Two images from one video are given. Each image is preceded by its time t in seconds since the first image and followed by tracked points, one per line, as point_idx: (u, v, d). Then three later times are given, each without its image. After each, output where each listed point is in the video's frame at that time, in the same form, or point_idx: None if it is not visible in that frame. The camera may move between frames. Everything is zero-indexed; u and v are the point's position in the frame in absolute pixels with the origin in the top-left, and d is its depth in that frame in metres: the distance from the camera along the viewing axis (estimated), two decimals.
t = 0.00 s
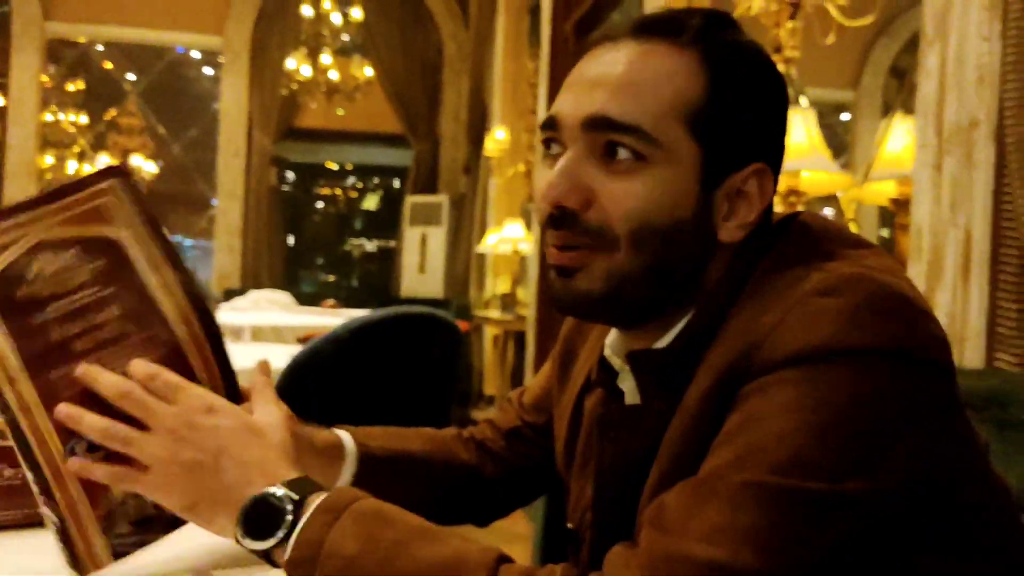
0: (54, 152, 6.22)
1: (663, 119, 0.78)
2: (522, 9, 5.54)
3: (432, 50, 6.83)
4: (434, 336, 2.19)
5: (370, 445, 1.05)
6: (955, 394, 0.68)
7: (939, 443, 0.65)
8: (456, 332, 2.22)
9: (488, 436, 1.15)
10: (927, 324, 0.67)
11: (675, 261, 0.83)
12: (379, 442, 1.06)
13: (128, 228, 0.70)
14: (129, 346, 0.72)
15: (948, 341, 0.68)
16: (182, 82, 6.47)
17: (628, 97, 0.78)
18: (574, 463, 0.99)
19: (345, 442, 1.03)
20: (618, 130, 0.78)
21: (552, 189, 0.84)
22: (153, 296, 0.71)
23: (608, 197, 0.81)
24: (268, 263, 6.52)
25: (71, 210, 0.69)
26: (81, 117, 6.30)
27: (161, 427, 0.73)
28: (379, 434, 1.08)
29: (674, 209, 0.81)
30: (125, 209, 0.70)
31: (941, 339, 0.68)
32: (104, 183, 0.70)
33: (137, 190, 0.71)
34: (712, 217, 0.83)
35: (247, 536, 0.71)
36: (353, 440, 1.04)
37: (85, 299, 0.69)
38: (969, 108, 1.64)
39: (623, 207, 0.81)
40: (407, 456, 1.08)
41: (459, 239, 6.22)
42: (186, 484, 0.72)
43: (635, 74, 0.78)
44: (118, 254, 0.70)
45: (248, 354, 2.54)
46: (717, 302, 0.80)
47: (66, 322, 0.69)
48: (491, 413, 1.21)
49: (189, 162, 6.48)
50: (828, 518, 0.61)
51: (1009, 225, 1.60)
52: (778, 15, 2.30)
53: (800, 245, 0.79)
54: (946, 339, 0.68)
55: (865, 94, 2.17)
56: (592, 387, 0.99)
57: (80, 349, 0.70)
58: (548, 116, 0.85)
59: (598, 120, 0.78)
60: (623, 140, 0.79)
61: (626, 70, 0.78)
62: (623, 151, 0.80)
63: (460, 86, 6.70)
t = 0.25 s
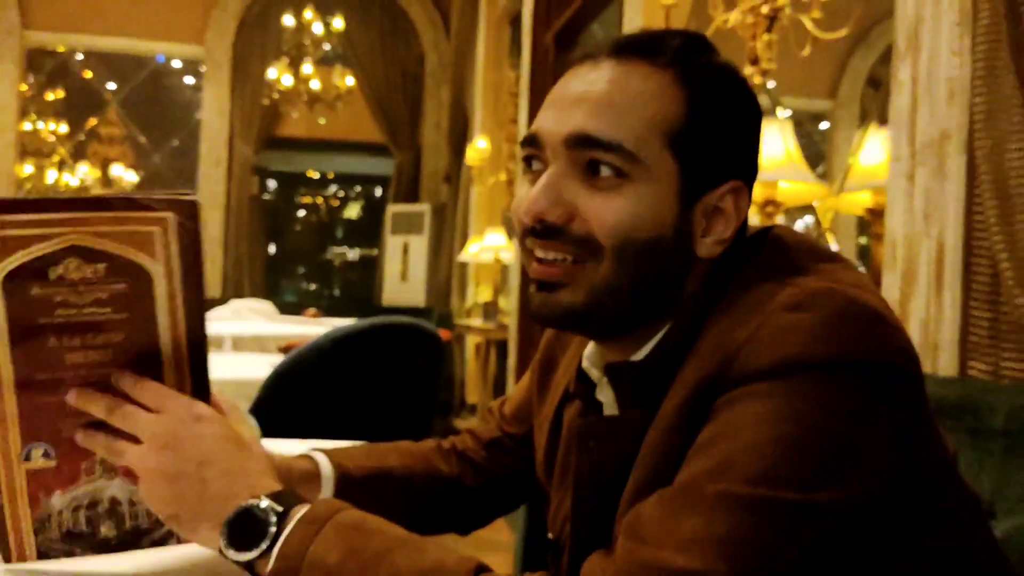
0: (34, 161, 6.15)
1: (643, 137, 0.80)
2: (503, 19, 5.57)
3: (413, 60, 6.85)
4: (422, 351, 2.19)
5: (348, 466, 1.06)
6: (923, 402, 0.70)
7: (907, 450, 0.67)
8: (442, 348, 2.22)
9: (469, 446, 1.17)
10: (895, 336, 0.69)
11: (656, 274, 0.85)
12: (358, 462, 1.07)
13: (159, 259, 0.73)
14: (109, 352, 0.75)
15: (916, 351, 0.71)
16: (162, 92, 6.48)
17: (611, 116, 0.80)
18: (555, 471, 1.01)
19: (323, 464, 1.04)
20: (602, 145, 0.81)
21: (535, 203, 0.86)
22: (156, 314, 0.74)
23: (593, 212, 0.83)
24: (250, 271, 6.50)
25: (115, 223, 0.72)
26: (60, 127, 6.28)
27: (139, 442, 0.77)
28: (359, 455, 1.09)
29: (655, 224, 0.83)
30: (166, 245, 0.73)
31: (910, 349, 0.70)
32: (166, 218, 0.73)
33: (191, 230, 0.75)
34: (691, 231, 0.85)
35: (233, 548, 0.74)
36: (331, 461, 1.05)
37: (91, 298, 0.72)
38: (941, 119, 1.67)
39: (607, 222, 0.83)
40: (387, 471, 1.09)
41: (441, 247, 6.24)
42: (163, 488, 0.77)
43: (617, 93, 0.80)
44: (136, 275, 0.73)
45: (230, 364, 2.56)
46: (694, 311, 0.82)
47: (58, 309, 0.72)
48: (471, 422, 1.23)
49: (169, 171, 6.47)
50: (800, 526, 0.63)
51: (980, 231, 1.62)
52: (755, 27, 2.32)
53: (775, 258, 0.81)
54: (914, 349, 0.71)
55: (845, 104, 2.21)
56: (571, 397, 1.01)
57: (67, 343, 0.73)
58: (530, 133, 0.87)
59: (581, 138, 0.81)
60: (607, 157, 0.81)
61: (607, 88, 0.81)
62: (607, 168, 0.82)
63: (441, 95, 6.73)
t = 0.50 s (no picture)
0: (15, 168, 6.21)
1: (653, 148, 0.80)
2: (487, 26, 5.59)
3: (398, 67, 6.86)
4: (397, 355, 2.21)
5: (333, 475, 1.05)
6: (898, 410, 0.71)
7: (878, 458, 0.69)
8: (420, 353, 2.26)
9: (454, 454, 1.17)
10: (874, 344, 0.70)
11: (666, 283, 0.85)
12: (343, 471, 1.07)
13: (90, 242, 0.71)
14: (85, 346, 0.72)
15: (894, 360, 0.72)
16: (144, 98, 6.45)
17: (624, 127, 0.80)
18: (539, 478, 1.01)
19: (307, 472, 1.03)
20: (621, 158, 0.80)
21: (549, 215, 0.84)
22: (105, 299, 0.72)
23: (608, 224, 0.82)
24: (233, 278, 6.48)
25: (41, 222, 0.70)
26: (42, 134, 6.25)
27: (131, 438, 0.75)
28: (344, 463, 1.08)
29: (667, 235, 0.83)
30: (92, 228, 0.72)
31: (888, 358, 0.71)
32: (81, 202, 0.72)
33: (106, 210, 0.73)
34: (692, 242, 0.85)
35: (215, 554, 0.74)
36: (316, 470, 1.04)
37: (51, 300, 0.71)
38: (920, 127, 1.69)
39: (623, 233, 0.82)
40: (370, 479, 1.09)
41: (425, 254, 6.24)
42: (150, 488, 0.76)
43: (626, 104, 0.80)
44: (78, 265, 0.71)
45: (213, 371, 2.56)
46: (682, 320, 0.83)
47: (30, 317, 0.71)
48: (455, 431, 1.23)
49: (152, 177, 6.44)
50: (783, 533, 0.63)
51: (958, 236, 1.62)
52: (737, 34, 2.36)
53: (755, 266, 0.82)
54: (893, 357, 0.72)
55: (826, 112, 2.22)
56: (554, 405, 1.02)
57: (45, 345, 0.71)
58: (532, 144, 0.86)
59: (597, 150, 0.80)
60: (623, 169, 0.80)
61: (613, 99, 0.80)
62: (623, 180, 0.81)
63: (425, 102, 6.73)
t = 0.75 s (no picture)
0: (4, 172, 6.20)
1: (673, 153, 0.83)
2: (477, 31, 5.62)
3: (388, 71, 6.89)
4: (388, 357, 2.24)
5: (329, 476, 1.06)
6: (887, 411, 0.72)
7: (862, 457, 0.70)
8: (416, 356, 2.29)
9: (445, 456, 1.20)
10: (862, 345, 0.71)
11: (678, 285, 0.86)
12: (339, 473, 1.08)
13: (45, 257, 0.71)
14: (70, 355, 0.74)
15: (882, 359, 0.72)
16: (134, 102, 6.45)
17: (644, 131, 0.82)
18: (531, 478, 1.03)
19: (303, 474, 1.04)
20: (649, 163, 0.82)
21: (574, 220, 0.85)
22: (63, 308, 0.72)
23: (630, 227, 0.83)
24: (225, 281, 6.49)
25: None
26: (31, 137, 6.25)
27: (109, 452, 0.76)
28: (339, 464, 1.09)
29: (683, 236, 0.85)
30: (40, 245, 0.71)
31: (876, 359, 0.72)
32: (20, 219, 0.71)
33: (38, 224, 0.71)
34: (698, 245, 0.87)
35: (208, 560, 0.75)
36: (312, 472, 1.05)
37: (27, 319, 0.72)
38: (904, 131, 1.72)
39: (644, 236, 0.84)
40: (365, 480, 1.10)
41: (416, 256, 6.27)
42: (133, 500, 0.77)
43: (644, 109, 0.82)
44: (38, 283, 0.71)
45: (204, 375, 2.58)
46: (677, 321, 0.84)
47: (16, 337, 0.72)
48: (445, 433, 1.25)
49: (142, 180, 6.44)
50: (769, 531, 0.65)
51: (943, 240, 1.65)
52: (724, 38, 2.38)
53: (745, 270, 0.83)
54: (880, 359, 0.72)
55: (812, 114, 2.27)
56: (544, 407, 1.04)
57: (40, 361, 0.73)
58: (552, 147, 0.86)
59: (624, 154, 0.82)
60: (644, 173, 0.82)
61: (636, 103, 0.82)
62: (643, 184, 0.83)
63: (415, 105, 6.76)
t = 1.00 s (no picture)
0: None
1: (689, 147, 0.86)
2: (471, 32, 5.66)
3: (381, 71, 6.92)
4: (383, 354, 2.26)
5: (333, 473, 1.09)
6: (877, 411, 0.71)
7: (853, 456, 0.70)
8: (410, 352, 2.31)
9: (437, 453, 1.23)
10: (857, 345, 0.70)
11: (693, 280, 0.86)
12: (341, 470, 1.10)
13: (63, 260, 0.71)
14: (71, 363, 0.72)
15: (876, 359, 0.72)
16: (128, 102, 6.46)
17: (661, 124, 0.84)
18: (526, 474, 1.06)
19: (310, 471, 1.06)
20: (672, 155, 0.84)
21: (604, 214, 0.84)
22: (86, 309, 0.72)
23: (655, 218, 0.84)
24: (219, 281, 6.51)
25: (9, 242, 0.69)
26: (25, 138, 6.31)
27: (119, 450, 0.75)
28: (341, 461, 1.12)
29: (697, 228, 0.86)
30: (63, 246, 0.71)
31: (871, 359, 0.71)
32: (50, 219, 0.70)
33: (75, 220, 0.72)
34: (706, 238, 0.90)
35: (214, 551, 0.77)
36: (318, 469, 1.07)
37: (28, 324, 0.70)
38: (894, 130, 1.75)
39: (669, 227, 0.84)
40: (368, 478, 1.13)
41: (410, 256, 6.30)
42: (147, 494, 0.78)
43: (661, 102, 0.85)
44: (54, 285, 0.71)
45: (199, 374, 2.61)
46: (665, 317, 0.86)
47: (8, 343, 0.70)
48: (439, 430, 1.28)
49: (137, 181, 6.46)
50: (761, 530, 0.65)
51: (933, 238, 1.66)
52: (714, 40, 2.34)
53: (735, 266, 0.84)
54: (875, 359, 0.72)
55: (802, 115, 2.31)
56: (537, 404, 1.07)
57: (32, 371, 0.71)
58: (574, 138, 0.86)
59: (650, 146, 0.83)
60: (669, 164, 0.84)
61: (655, 98, 0.84)
62: (667, 175, 0.85)
63: (409, 106, 6.79)
